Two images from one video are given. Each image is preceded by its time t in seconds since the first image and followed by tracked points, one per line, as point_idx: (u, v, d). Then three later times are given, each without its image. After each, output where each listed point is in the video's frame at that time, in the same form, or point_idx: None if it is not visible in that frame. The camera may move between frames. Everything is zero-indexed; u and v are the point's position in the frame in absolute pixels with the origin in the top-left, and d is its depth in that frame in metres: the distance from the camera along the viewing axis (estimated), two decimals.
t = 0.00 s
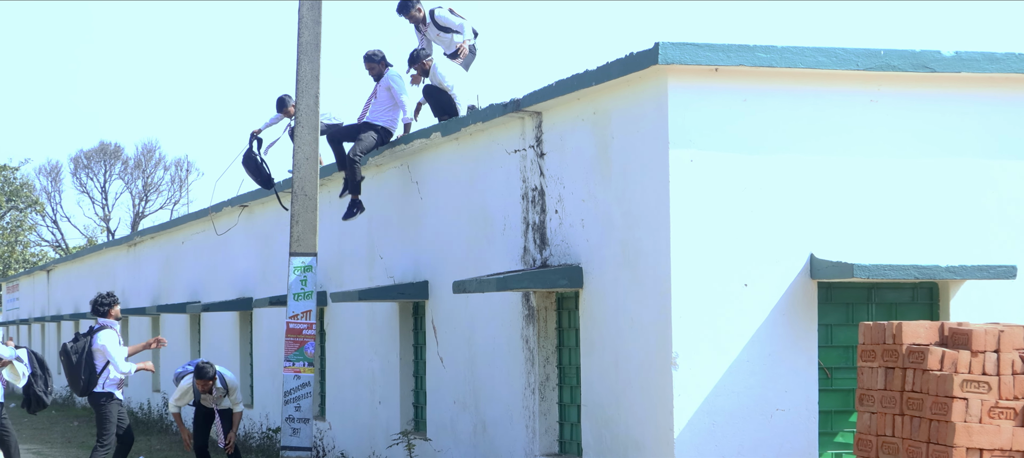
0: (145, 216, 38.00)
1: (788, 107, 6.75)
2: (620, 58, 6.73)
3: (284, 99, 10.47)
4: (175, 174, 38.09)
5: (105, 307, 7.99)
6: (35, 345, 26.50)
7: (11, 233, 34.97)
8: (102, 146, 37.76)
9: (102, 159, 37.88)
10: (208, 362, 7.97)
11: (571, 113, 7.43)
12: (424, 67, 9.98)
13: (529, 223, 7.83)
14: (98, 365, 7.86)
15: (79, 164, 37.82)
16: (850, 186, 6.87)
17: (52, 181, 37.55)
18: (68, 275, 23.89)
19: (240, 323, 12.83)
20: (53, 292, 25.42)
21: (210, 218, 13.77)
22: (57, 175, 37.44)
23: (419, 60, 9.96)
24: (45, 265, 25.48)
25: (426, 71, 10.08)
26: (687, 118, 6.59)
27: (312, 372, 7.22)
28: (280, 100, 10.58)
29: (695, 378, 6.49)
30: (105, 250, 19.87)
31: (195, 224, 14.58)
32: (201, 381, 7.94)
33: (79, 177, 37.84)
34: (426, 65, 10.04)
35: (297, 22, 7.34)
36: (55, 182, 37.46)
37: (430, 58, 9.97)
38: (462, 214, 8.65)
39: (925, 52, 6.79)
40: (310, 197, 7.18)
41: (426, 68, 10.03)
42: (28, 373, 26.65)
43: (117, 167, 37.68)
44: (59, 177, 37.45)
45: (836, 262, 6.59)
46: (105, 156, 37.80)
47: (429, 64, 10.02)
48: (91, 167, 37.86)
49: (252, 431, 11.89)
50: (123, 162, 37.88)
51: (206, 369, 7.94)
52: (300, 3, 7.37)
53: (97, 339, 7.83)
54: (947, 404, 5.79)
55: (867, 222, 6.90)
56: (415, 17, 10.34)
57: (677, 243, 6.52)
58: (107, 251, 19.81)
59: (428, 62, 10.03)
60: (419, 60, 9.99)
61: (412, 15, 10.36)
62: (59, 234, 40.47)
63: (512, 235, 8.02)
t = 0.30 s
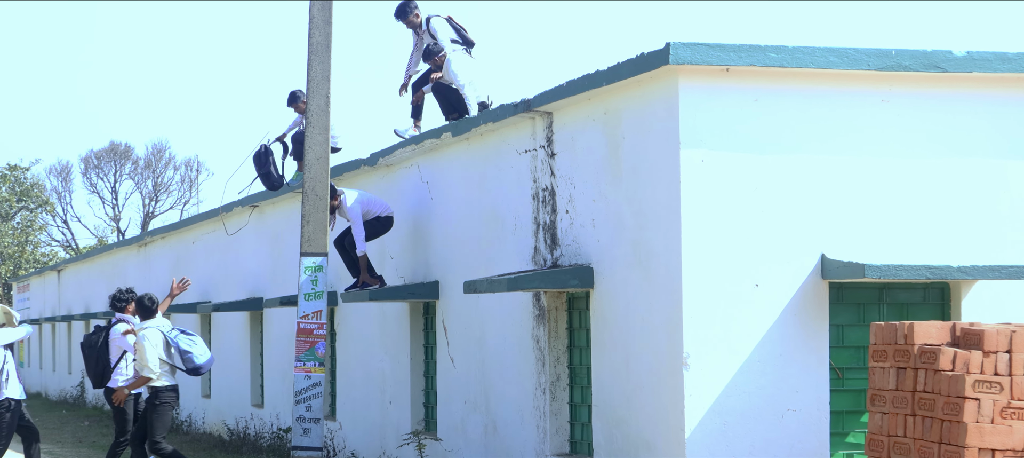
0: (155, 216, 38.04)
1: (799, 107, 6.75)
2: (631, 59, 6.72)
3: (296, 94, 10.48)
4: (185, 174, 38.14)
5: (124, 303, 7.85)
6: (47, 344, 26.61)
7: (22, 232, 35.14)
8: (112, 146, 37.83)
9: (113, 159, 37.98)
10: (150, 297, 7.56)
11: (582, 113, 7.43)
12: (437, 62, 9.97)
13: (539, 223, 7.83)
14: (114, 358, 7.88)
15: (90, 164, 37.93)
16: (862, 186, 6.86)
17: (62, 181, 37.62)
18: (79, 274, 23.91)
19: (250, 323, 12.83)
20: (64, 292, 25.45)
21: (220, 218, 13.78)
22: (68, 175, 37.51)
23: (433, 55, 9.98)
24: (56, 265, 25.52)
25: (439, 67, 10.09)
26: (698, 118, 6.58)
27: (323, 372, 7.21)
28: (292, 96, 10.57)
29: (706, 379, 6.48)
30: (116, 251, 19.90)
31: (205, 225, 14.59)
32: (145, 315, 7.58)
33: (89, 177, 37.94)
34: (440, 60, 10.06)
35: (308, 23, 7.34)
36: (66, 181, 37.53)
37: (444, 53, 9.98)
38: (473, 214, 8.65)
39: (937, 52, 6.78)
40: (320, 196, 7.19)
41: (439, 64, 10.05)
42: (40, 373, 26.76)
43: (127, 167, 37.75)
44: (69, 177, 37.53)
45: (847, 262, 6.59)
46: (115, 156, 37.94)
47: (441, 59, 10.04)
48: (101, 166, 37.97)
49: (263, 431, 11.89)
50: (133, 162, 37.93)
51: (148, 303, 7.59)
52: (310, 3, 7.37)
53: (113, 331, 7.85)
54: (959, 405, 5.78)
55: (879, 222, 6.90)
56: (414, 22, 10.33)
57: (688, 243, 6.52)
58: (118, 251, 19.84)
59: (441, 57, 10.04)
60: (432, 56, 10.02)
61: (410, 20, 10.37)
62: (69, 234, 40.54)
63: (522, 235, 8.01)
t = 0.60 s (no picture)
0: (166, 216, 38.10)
1: (811, 107, 6.74)
2: (643, 58, 6.72)
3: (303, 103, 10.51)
4: (196, 175, 38.18)
5: (127, 306, 7.96)
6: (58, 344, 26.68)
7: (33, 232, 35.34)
8: (123, 146, 37.91)
9: (124, 159, 38.09)
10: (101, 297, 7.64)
11: (594, 113, 7.43)
12: (443, 71, 9.94)
13: (551, 223, 7.83)
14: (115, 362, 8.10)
15: (101, 164, 38.04)
16: (874, 185, 6.85)
17: (74, 181, 37.71)
18: (90, 273, 23.95)
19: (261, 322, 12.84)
20: (76, 291, 25.50)
21: (232, 218, 13.79)
22: (79, 175, 37.59)
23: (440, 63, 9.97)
24: (68, 265, 25.57)
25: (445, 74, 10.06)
26: (710, 118, 6.57)
27: (334, 372, 7.21)
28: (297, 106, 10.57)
29: (718, 379, 6.48)
30: (127, 250, 19.92)
31: (216, 225, 14.61)
32: (128, 314, 7.96)
33: (100, 177, 38.05)
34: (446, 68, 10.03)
35: (320, 23, 7.35)
36: (77, 182, 37.61)
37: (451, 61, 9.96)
38: (484, 214, 8.65)
39: (950, 51, 6.78)
40: (331, 196, 7.19)
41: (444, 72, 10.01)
42: (52, 372, 26.85)
43: (139, 167, 37.84)
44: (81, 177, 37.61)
45: (859, 262, 6.58)
46: (126, 156, 38.04)
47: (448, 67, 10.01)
48: (112, 166, 38.09)
49: (274, 430, 11.90)
50: (144, 163, 38.01)
51: (104, 304, 7.61)
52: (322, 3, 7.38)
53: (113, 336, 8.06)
54: (972, 405, 5.77)
55: (891, 222, 6.89)
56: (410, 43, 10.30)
57: (700, 243, 6.51)
58: (129, 251, 19.86)
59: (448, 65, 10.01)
60: (439, 64, 10.00)
61: (405, 42, 10.34)
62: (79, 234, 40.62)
63: (534, 235, 8.01)
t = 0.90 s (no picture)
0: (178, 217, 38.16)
1: (823, 106, 6.74)
2: (654, 58, 6.72)
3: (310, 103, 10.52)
4: (208, 175, 38.23)
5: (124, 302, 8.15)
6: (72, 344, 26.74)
7: (45, 232, 35.89)
8: (135, 147, 38.00)
9: (136, 159, 38.20)
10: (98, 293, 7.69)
11: (605, 113, 7.43)
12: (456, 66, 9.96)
13: (562, 223, 7.83)
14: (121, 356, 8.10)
15: (113, 164, 38.16)
16: (886, 185, 6.85)
17: (86, 181, 37.81)
18: (102, 274, 24.00)
19: (273, 323, 12.85)
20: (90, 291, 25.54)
21: (244, 218, 13.81)
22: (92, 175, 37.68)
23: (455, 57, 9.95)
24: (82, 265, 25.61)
25: (458, 70, 10.07)
26: (721, 118, 6.57)
27: (346, 372, 7.21)
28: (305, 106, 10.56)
29: (730, 379, 6.48)
30: (140, 251, 19.95)
31: (228, 225, 14.63)
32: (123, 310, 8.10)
33: (112, 178, 38.16)
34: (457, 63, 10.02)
35: (331, 23, 7.37)
36: (89, 182, 37.71)
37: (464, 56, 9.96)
38: (496, 214, 8.66)
39: (962, 51, 6.78)
40: (343, 197, 7.20)
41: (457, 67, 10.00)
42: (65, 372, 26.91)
43: (151, 167, 37.93)
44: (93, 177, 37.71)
45: (871, 262, 6.57)
46: (138, 156, 38.15)
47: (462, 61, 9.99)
48: (124, 167, 38.21)
49: (286, 430, 11.92)
50: (156, 163, 38.09)
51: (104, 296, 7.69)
52: (334, 4, 7.40)
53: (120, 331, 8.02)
54: (985, 405, 5.76)
55: (903, 221, 6.88)
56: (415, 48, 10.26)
57: (712, 243, 6.51)
58: (142, 251, 19.90)
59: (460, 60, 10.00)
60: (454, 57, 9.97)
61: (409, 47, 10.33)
62: (91, 234, 40.72)
63: (546, 235, 8.02)
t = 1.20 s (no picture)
0: (189, 216, 38.20)
1: (835, 107, 6.73)
2: (666, 58, 6.72)
3: (327, 98, 10.52)
4: (220, 175, 38.27)
5: (144, 304, 8.31)
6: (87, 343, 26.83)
7: (57, 232, 36.14)
8: (146, 146, 38.09)
9: (148, 159, 38.29)
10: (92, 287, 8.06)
11: (617, 112, 7.43)
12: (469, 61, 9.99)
13: (574, 222, 7.83)
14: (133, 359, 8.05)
15: (125, 164, 38.28)
16: (899, 185, 6.84)
17: (98, 181, 37.90)
18: (114, 274, 24.04)
19: (285, 322, 12.86)
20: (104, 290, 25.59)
21: (255, 217, 13.83)
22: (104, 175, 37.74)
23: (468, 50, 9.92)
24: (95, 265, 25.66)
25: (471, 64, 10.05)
26: (733, 118, 6.57)
27: (357, 372, 7.22)
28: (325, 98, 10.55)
29: (742, 379, 6.48)
30: (151, 251, 19.98)
31: (240, 224, 14.65)
32: (144, 310, 8.31)
33: (124, 177, 38.26)
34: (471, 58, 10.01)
35: (343, 23, 7.38)
36: (101, 181, 37.80)
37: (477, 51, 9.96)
38: (507, 214, 8.66)
39: (974, 50, 6.77)
40: (355, 196, 7.20)
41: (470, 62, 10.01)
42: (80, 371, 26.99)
43: (163, 167, 38.01)
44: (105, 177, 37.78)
45: (883, 261, 6.56)
46: (149, 156, 38.24)
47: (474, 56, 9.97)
48: (136, 167, 38.31)
49: (297, 430, 11.93)
50: (168, 163, 38.16)
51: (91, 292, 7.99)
52: (345, 4, 7.41)
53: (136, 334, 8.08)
54: (997, 404, 5.76)
55: (916, 221, 6.87)
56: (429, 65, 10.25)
57: (724, 242, 6.51)
58: (153, 251, 19.91)
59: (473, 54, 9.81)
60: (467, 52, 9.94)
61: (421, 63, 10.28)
62: (103, 234, 40.81)
63: (557, 235, 8.02)
